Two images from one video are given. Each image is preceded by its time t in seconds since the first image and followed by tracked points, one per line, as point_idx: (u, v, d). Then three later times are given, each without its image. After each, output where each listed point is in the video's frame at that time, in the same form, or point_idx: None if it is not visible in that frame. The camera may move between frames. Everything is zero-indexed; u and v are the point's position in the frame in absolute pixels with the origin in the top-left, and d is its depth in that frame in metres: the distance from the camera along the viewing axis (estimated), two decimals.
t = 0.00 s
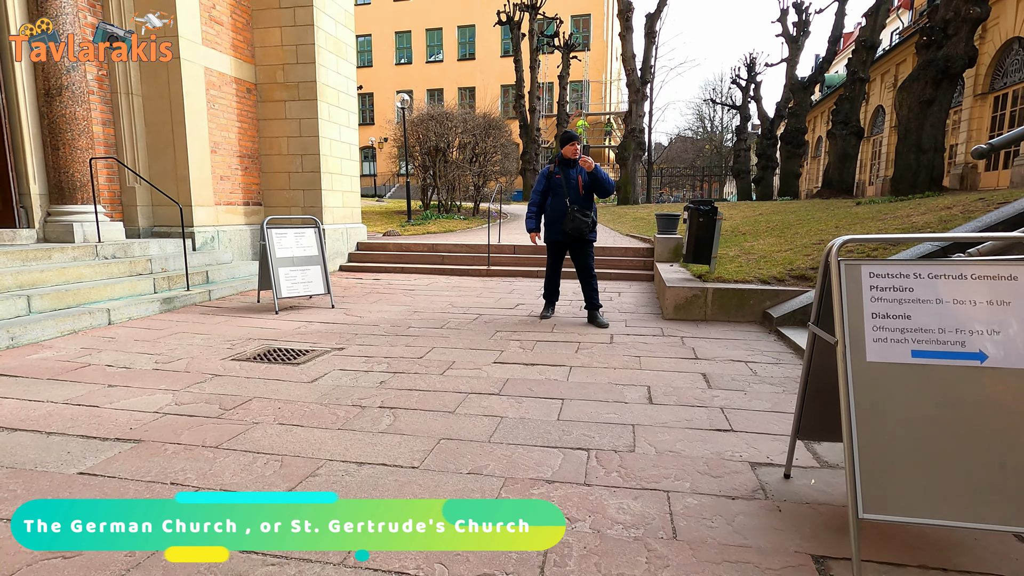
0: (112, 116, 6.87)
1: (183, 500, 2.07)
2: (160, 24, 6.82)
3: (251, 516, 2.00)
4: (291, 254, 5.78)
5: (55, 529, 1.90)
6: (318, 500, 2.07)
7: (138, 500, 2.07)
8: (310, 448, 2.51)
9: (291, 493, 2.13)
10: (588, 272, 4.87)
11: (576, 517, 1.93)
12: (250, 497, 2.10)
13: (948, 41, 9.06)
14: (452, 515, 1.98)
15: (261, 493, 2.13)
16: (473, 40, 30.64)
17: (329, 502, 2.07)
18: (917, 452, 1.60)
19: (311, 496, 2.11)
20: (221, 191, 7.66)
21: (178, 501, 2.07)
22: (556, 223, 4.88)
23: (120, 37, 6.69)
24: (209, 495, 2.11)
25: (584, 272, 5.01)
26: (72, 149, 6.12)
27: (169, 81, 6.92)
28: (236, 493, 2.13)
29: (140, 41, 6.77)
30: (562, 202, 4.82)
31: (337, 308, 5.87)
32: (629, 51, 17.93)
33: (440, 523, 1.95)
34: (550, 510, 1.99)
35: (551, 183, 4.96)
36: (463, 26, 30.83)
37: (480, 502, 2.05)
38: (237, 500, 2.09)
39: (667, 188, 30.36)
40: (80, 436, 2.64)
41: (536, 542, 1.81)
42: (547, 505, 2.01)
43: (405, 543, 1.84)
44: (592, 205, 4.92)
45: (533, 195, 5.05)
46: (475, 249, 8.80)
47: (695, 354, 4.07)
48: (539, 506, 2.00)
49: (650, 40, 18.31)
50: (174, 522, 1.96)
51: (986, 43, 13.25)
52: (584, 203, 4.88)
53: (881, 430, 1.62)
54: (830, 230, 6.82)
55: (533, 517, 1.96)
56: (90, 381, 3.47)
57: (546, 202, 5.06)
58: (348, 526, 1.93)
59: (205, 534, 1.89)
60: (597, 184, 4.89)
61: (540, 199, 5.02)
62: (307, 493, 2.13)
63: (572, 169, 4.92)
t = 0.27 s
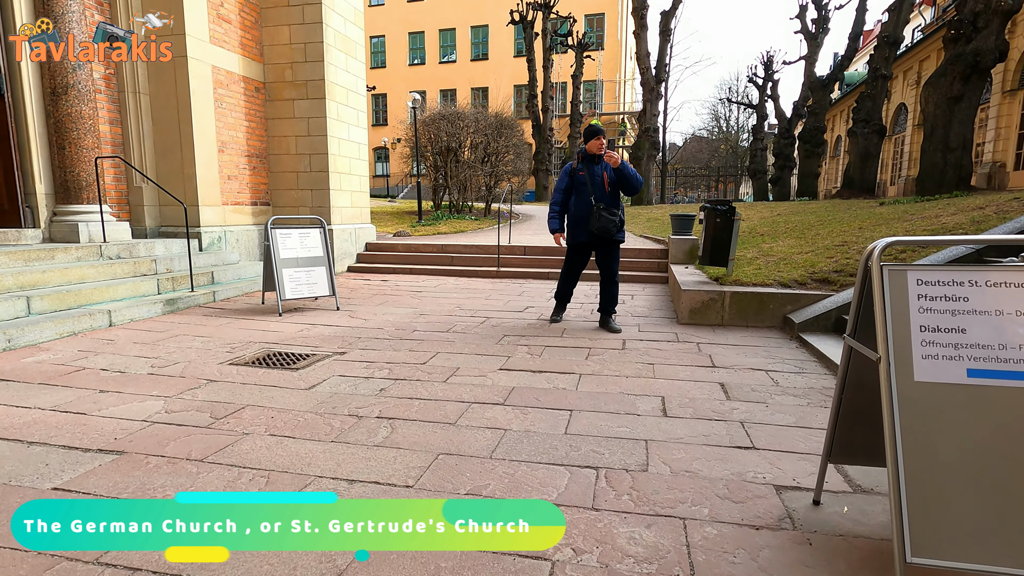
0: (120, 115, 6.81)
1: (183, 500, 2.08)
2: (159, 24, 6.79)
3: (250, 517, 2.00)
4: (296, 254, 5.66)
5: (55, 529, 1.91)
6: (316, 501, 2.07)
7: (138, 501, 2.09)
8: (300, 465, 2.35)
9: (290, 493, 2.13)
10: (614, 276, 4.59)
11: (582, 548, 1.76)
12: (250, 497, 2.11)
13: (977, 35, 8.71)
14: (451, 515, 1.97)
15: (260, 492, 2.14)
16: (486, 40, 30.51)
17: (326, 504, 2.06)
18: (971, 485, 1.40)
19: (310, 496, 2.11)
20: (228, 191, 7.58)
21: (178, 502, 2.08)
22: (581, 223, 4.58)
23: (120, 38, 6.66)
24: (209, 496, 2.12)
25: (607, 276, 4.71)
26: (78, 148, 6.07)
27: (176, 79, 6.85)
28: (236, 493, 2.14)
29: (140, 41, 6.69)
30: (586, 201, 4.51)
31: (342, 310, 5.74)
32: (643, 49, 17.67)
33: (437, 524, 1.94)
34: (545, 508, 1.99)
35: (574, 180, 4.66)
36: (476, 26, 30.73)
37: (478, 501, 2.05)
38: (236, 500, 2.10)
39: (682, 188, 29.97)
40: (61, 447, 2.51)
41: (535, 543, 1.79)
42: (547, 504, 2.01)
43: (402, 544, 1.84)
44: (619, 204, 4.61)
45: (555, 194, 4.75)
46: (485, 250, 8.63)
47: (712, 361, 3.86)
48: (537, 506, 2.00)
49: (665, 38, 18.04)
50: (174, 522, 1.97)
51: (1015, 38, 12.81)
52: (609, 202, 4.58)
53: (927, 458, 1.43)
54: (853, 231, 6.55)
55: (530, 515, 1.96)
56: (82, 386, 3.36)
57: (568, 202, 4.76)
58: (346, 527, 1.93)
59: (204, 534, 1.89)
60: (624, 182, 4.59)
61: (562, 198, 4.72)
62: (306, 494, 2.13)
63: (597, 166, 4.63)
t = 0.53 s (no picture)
0: (134, 120, 6.79)
1: (183, 500, 2.19)
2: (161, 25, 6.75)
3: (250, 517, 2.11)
4: (306, 262, 5.57)
5: (55, 529, 2.02)
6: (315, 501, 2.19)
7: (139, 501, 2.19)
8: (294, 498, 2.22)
9: (288, 494, 2.24)
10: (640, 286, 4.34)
11: None
12: (249, 498, 2.22)
13: (1016, 32, 8.33)
14: (451, 515, 2.08)
15: (258, 493, 2.25)
16: (504, 43, 30.37)
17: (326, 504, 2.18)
18: None
19: (308, 498, 2.22)
20: (242, 196, 7.54)
21: (178, 502, 2.19)
22: (608, 230, 4.24)
23: (120, 37, 6.41)
24: (208, 496, 2.23)
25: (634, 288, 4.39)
26: (91, 154, 6.06)
27: (190, 84, 6.82)
28: (235, 493, 2.25)
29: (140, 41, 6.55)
30: (616, 207, 4.19)
31: (352, 319, 5.63)
32: (662, 50, 17.38)
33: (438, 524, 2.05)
34: (544, 508, 2.11)
35: (601, 185, 4.32)
36: (494, 28, 30.63)
37: (472, 502, 2.16)
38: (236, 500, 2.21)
39: (701, 190, 29.48)
40: (50, 471, 2.42)
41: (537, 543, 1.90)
42: (546, 504, 2.13)
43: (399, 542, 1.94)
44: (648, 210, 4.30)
45: (580, 200, 4.40)
46: (500, 256, 8.47)
47: (736, 379, 3.64)
48: (536, 506, 2.11)
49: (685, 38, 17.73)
50: (174, 521, 2.07)
51: None
52: (639, 208, 4.26)
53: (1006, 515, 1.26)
54: (884, 238, 6.25)
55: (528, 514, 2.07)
56: (81, 401, 3.28)
57: (593, 208, 4.41)
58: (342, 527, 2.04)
59: (205, 534, 2.00)
60: (655, 186, 4.23)
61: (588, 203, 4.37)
62: (303, 495, 2.24)
63: (626, 170, 4.30)
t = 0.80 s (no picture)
0: (162, 126, 6.89)
1: (183, 500, 2.36)
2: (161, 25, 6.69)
3: (250, 516, 2.27)
4: (327, 269, 5.54)
5: (55, 529, 2.17)
6: (314, 501, 2.36)
7: (139, 501, 2.36)
8: (297, 536, 2.15)
9: (285, 494, 2.41)
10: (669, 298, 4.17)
11: None
12: (249, 498, 2.38)
13: None
14: (452, 514, 2.25)
15: (256, 493, 2.42)
16: (531, 40, 30.14)
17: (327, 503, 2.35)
18: None
19: (305, 498, 2.38)
20: (267, 200, 7.59)
21: (178, 501, 2.36)
22: (640, 243, 3.92)
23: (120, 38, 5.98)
24: (208, 496, 2.40)
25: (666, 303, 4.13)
26: (121, 161, 6.16)
27: (216, 90, 6.87)
28: (233, 493, 2.42)
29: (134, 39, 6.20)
30: (650, 217, 3.90)
31: (372, 327, 5.58)
32: (693, 46, 16.95)
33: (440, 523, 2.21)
34: (547, 507, 2.27)
35: (632, 194, 4.00)
36: (520, 26, 30.41)
37: (463, 502, 2.32)
38: (237, 500, 2.37)
39: (732, 189, 28.78)
40: (61, 494, 2.39)
41: (539, 542, 2.06)
42: (546, 503, 2.29)
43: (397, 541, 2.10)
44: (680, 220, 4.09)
45: (608, 209, 4.07)
46: (523, 260, 8.34)
47: (768, 401, 3.45)
48: (537, 505, 2.28)
49: (716, 34, 17.25)
50: (174, 522, 2.23)
51: None
52: (673, 219, 3.97)
53: None
54: (928, 246, 5.91)
55: (529, 512, 2.24)
56: (99, 415, 3.28)
57: (622, 218, 4.09)
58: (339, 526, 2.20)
59: (205, 533, 2.16)
60: (692, 194, 4.02)
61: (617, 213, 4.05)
62: (301, 495, 2.40)
63: (659, 177, 3.98)
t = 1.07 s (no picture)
0: (185, 127, 6.95)
1: (183, 499, 2.40)
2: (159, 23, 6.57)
3: (250, 516, 2.31)
4: (343, 270, 5.50)
5: (55, 529, 2.21)
6: (314, 501, 2.40)
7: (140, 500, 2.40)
8: (295, 554, 2.09)
9: (285, 495, 2.45)
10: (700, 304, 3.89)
11: None
12: (249, 499, 2.42)
13: None
14: (451, 515, 2.30)
15: (256, 493, 2.46)
16: (554, 36, 29.86)
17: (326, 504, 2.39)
18: None
19: (305, 500, 2.42)
20: (286, 200, 7.61)
21: (178, 501, 2.40)
22: (665, 244, 3.68)
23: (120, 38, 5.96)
24: (207, 496, 2.43)
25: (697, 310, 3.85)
26: (143, 162, 6.24)
27: (237, 91, 6.91)
28: (233, 493, 2.46)
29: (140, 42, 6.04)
30: (677, 218, 3.67)
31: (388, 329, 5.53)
32: (719, 40, 16.55)
33: (440, 524, 2.25)
34: (549, 507, 2.32)
35: (656, 194, 3.80)
36: (544, 22, 30.17)
37: (462, 503, 2.37)
38: (237, 500, 2.42)
39: (759, 186, 28.12)
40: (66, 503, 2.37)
41: (538, 543, 2.09)
42: (546, 503, 2.34)
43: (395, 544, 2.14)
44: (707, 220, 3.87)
45: (629, 213, 3.90)
46: (543, 260, 8.22)
47: (796, 415, 3.27)
48: (537, 505, 2.33)
49: (744, 27, 16.82)
50: (173, 522, 2.27)
51: None
52: (700, 219, 3.75)
53: None
54: (968, 248, 5.61)
55: (530, 511, 2.29)
56: (112, 418, 3.28)
57: (645, 221, 3.90)
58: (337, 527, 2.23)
59: (205, 534, 2.19)
60: (720, 191, 3.83)
61: (639, 216, 3.86)
62: (301, 495, 2.45)
63: (683, 177, 3.81)
